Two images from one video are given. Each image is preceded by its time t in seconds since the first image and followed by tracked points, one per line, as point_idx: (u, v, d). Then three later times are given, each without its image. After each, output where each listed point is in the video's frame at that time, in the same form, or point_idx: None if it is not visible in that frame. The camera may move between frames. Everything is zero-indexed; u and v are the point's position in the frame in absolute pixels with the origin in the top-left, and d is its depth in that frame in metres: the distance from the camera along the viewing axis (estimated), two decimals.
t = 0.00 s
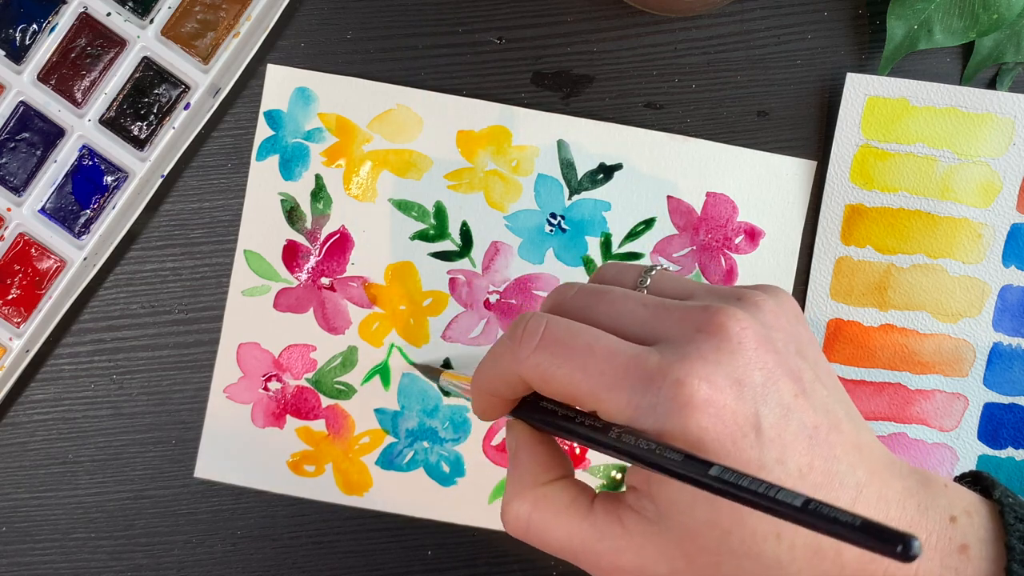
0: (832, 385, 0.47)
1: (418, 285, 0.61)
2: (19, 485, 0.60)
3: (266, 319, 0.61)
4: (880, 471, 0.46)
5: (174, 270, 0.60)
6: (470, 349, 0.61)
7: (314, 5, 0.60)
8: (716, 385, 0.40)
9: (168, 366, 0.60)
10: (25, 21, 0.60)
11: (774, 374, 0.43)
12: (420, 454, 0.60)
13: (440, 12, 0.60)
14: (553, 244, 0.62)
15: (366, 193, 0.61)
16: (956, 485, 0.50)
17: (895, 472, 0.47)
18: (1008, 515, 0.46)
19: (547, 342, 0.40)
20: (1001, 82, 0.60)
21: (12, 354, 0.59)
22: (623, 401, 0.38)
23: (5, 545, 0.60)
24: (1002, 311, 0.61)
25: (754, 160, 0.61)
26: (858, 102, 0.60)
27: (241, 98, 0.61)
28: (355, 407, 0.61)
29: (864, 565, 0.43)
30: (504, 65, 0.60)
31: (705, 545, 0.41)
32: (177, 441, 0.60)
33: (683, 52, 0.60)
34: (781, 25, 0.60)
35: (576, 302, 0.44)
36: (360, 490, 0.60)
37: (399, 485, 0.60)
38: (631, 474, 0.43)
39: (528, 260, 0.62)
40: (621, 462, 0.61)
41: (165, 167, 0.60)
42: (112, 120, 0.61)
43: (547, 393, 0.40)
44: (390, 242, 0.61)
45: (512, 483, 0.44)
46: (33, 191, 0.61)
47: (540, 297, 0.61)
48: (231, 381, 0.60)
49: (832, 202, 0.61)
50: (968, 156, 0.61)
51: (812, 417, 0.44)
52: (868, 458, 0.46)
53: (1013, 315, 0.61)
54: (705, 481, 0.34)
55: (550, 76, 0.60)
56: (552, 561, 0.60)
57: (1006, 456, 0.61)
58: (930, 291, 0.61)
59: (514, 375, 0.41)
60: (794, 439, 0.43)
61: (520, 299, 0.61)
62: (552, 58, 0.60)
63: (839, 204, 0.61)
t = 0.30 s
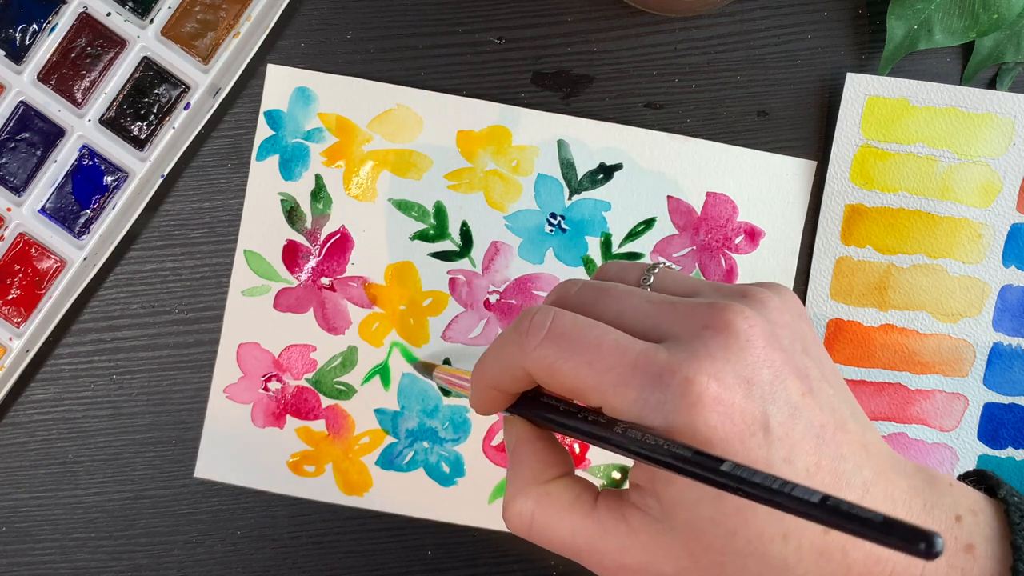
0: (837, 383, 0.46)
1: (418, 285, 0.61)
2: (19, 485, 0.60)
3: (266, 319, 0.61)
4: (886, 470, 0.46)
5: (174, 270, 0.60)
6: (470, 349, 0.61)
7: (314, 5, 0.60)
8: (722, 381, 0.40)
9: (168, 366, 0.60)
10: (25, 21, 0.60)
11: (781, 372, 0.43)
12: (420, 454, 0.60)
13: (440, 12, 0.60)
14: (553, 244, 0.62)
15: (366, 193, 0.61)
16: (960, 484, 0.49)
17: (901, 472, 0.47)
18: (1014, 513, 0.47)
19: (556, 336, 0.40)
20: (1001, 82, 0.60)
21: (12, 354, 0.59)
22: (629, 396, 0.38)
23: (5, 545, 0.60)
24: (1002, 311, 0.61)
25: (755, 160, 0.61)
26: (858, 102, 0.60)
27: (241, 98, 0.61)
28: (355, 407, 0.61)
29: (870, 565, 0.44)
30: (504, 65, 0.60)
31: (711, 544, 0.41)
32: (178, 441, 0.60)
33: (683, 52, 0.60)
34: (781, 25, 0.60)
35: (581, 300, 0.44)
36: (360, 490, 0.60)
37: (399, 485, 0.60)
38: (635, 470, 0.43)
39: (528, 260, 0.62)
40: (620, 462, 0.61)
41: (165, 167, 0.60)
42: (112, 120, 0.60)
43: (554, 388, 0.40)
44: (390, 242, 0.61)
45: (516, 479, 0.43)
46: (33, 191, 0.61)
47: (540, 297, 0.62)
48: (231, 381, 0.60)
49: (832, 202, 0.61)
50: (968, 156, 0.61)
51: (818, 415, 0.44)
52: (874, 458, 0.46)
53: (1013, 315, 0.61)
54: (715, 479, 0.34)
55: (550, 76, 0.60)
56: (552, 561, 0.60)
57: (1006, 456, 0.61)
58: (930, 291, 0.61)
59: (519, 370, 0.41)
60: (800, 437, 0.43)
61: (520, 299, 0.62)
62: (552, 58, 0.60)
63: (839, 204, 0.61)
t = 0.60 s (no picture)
0: (812, 374, 0.46)
1: (418, 286, 0.61)
2: (19, 485, 0.60)
3: (266, 319, 0.61)
4: (867, 459, 0.46)
5: (174, 270, 0.60)
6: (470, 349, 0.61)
7: (315, 5, 0.60)
8: (696, 373, 0.40)
9: (168, 366, 0.60)
10: (25, 21, 0.60)
11: (754, 364, 0.43)
12: (420, 454, 0.60)
13: (440, 12, 0.60)
14: (553, 244, 0.62)
15: (366, 193, 0.61)
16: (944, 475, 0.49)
17: (881, 463, 0.46)
18: (999, 505, 0.46)
19: (533, 335, 0.40)
20: (1001, 82, 0.60)
21: (12, 354, 0.59)
22: (601, 391, 0.38)
23: (5, 545, 0.60)
24: (1002, 311, 0.61)
25: (755, 160, 0.61)
26: (858, 102, 0.60)
27: (241, 98, 0.60)
28: (355, 407, 0.61)
29: (852, 554, 0.44)
30: (504, 66, 0.60)
31: (690, 532, 0.41)
32: (178, 441, 0.60)
33: (683, 52, 0.60)
34: (781, 25, 0.60)
35: (552, 297, 0.44)
36: (360, 490, 0.60)
37: (399, 486, 0.60)
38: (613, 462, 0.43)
39: (528, 260, 0.62)
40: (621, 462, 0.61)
41: (166, 167, 0.60)
42: (112, 120, 0.60)
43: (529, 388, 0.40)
44: (390, 242, 0.61)
45: (494, 473, 0.43)
46: (33, 191, 0.61)
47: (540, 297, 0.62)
48: (231, 381, 0.60)
49: (832, 202, 0.61)
50: (968, 156, 0.61)
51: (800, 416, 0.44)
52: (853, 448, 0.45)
53: (1013, 315, 0.61)
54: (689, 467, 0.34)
55: (550, 76, 0.60)
56: (552, 561, 0.60)
57: (1006, 456, 0.61)
58: (930, 291, 0.61)
59: (492, 368, 0.41)
60: (775, 427, 0.42)
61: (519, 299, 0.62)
62: (552, 59, 0.60)
63: (839, 204, 0.61)
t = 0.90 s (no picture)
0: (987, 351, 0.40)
1: (418, 286, 0.61)
2: (19, 485, 0.60)
3: (266, 319, 0.61)
4: None
5: (174, 270, 0.60)
6: (470, 349, 0.61)
7: (314, 5, 0.59)
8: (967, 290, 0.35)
9: (168, 366, 0.60)
10: (25, 21, 0.60)
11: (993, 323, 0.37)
12: (420, 454, 0.60)
13: (440, 12, 0.60)
14: (554, 244, 0.62)
15: (366, 193, 0.61)
16: None
17: None
18: None
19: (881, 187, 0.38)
20: (1001, 82, 0.60)
21: (12, 354, 0.59)
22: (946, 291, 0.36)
23: (5, 545, 0.60)
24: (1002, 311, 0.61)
25: (754, 160, 0.61)
26: (858, 102, 0.60)
27: (241, 98, 0.60)
28: (355, 407, 0.61)
29: None
30: (504, 66, 0.60)
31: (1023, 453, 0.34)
32: (178, 441, 0.60)
33: (683, 52, 0.60)
34: (780, 26, 0.60)
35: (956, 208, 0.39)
36: (360, 490, 0.60)
37: (400, 485, 0.60)
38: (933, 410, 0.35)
39: (528, 259, 0.62)
40: (620, 462, 0.61)
41: (166, 167, 0.60)
42: (112, 120, 0.60)
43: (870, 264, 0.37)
44: (390, 242, 0.61)
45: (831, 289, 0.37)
46: (33, 191, 0.61)
47: (540, 297, 0.61)
48: (231, 381, 0.60)
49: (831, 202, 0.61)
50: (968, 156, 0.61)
51: (1008, 402, 0.36)
52: None
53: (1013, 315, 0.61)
54: None
55: (550, 76, 0.60)
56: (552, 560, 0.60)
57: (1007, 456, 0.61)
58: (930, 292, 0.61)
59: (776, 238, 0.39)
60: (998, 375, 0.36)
61: (520, 299, 0.61)
62: (552, 58, 0.60)
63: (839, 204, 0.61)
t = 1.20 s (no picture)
0: None
1: (418, 286, 0.61)
2: (19, 485, 0.60)
3: (266, 319, 0.61)
4: None
5: (174, 270, 0.60)
6: (470, 349, 0.61)
7: (314, 5, 0.59)
8: None
9: (168, 366, 0.60)
10: (25, 21, 0.60)
11: None
12: (420, 454, 0.60)
13: (440, 12, 0.60)
14: (554, 244, 0.62)
15: (366, 193, 0.61)
16: None
17: None
18: None
19: None
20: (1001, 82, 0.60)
21: (12, 354, 0.58)
22: None
23: (5, 544, 0.60)
24: (1002, 311, 0.61)
25: (755, 160, 0.61)
26: (858, 102, 0.60)
27: (241, 98, 0.61)
28: (355, 407, 0.61)
29: None
30: (504, 65, 0.60)
31: None
32: (178, 441, 0.60)
33: (683, 52, 0.60)
34: (781, 25, 0.60)
35: None
36: (360, 490, 0.60)
37: (400, 485, 0.60)
38: None
39: (528, 259, 0.62)
40: (620, 462, 0.61)
41: (165, 167, 0.59)
42: (112, 120, 0.60)
43: None
44: (390, 242, 0.61)
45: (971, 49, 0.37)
46: (33, 191, 0.61)
47: (540, 297, 0.61)
48: (231, 381, 0.60)
49: (830, 202, 0.61)
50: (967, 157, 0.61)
51: None
52: None
53: (1013, 315, 0.61)
54: None
55: (550, 76, 0.60)
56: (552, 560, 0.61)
57: (1006, 456, 0.61)
58: (930, 292, 0.61)
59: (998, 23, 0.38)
60: None
61: (520, 299, 0.61)
62: (553, 58, 0.60)
63: (838, 204, 0.61)
